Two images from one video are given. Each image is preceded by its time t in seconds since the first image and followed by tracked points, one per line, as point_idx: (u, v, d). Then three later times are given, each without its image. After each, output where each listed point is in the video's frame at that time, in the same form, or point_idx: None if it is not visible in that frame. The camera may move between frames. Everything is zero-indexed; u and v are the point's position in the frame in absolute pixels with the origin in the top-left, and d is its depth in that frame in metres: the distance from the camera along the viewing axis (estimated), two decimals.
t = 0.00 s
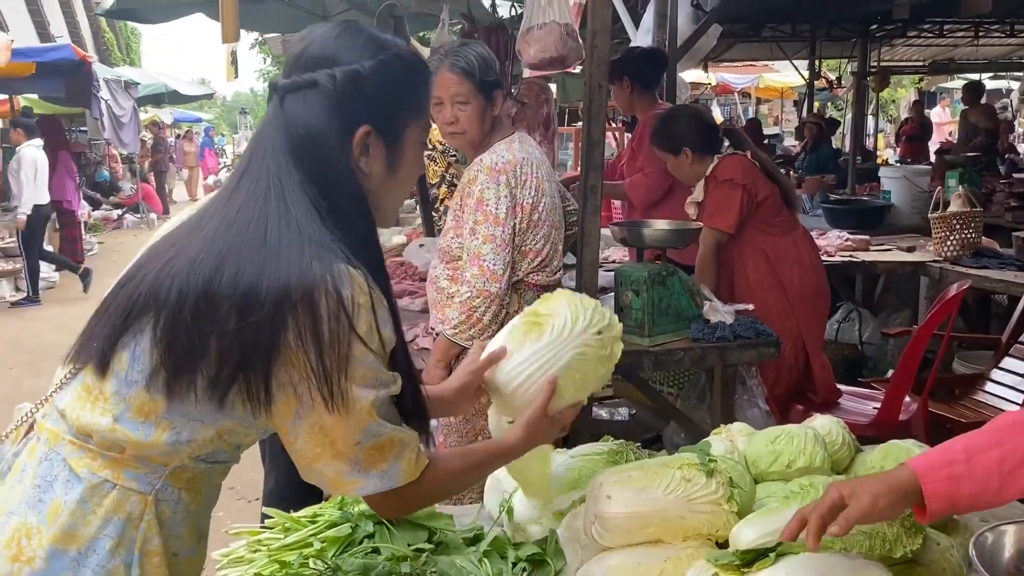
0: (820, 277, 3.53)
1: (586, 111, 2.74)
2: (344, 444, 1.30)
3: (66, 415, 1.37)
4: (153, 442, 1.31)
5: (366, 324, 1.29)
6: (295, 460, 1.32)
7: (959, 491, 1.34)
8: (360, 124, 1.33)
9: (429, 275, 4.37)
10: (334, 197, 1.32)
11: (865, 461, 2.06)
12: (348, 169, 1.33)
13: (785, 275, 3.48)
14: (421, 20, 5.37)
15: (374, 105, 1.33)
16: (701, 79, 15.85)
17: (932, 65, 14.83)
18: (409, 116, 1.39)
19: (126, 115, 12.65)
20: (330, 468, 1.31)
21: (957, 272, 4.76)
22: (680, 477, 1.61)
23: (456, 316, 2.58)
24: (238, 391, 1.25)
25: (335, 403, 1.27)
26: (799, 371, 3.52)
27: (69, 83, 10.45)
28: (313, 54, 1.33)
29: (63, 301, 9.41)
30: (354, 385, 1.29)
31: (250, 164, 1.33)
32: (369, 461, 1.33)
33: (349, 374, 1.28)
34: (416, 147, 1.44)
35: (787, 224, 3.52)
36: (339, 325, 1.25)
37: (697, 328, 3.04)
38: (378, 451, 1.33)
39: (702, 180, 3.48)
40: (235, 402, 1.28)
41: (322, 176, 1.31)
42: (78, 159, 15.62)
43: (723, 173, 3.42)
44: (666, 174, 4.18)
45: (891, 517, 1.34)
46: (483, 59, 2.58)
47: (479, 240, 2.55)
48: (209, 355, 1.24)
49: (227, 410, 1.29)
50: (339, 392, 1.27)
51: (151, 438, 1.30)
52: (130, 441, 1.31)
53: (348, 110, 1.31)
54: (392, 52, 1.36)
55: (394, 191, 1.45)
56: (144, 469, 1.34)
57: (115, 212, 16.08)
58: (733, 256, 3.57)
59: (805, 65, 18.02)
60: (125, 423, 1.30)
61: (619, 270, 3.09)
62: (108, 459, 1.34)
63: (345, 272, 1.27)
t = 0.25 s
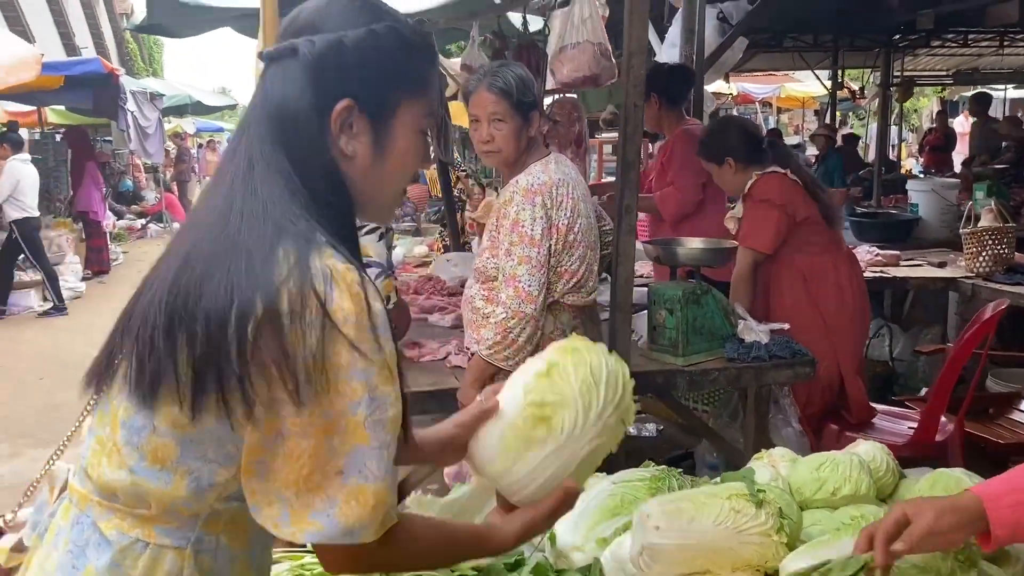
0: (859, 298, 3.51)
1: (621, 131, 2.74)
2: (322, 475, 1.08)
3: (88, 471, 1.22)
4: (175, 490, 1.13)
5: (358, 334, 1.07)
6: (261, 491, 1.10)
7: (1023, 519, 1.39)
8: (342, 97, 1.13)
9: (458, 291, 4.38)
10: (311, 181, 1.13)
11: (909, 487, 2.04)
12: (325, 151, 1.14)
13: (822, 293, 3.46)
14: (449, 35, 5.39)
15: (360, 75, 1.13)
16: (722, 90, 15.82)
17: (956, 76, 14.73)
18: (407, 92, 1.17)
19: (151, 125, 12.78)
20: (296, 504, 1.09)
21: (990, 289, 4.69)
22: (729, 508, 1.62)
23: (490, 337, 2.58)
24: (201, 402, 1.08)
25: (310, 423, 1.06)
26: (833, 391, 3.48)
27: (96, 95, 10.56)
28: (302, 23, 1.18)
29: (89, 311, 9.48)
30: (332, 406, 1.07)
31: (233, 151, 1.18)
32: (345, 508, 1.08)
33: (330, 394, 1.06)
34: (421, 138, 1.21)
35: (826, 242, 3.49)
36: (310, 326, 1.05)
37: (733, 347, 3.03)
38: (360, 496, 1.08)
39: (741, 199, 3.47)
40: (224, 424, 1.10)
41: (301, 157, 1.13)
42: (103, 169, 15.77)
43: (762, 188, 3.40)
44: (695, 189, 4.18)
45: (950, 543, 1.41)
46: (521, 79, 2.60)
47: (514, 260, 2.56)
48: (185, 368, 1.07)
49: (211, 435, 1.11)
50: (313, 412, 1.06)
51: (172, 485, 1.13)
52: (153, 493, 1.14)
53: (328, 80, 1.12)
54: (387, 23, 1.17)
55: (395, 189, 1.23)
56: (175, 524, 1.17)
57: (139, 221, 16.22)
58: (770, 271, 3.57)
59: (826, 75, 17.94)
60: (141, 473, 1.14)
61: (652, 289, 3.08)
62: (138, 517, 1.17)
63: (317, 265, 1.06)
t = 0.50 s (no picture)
0: (895, 318, 3.54)
1: (655, 149, 2.76)
2: (341, 538, 1.07)
3: (111, 535, 1.19)
4: (201, 553, 1.11)
5: (383, 384, 1.04)
6: (275, 554, 1.09)
7: None
8: (369, 121, 1.13)
9: (488, 303, 4.40)
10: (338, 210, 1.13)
11: (949, 510, 2.03)
12: (355, 179, 1.14)
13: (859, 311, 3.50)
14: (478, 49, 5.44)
15: (396, 99, 1.12)
16: (745, 99, 15.79)
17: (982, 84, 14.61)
18: (441, 119, 1.16)
19: (177, 135, 12.91)
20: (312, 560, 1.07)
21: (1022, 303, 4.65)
22: (773, 531, 1.62)
23: (523, 353, 2.60)
24: (220, 450, 1.07)
25: (330, 478, 1.05)
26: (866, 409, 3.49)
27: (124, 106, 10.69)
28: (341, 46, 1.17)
29: (117, 320, 9.57)
30: (355, 459, 1.05)
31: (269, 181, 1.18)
32: None
33: (354, 445, 1.05)
34: (459, 162, 1.19)
35: (867, 262, 3.52)
36: (330, 376, 1.03)
37: (766, 364, 3.03)
38: (380, 565, 1.06)
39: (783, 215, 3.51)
40: (247, 479, 1.08)
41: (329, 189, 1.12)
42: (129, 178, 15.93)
43: (804, 204, 3.44)
44: (724, 204, 4.20)
45: None
46: (558, 98, 2.64)
47: (548, 278, 2.57)
48: (209, 419, 1.06)
49: (232, 489, 1.09)
50: (333, 465, 1.04)
51: (198, 548, 1.11)
52: (179, 556, 1.11)
53: (355, 105, 1.12)
54: (425, 45, 1.16)
55: (431, 216, 1.21)
56: None
57: (164, 230, 16.36)
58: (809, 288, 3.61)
59: (850, 84, 17.85)
60: (166, 535, 1.11)
61: (684, 305, 3.09)
62: None
63: (341, 307, 1.04)
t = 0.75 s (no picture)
0: (937, 335, 3.51)
1: (692, 162, 2.76)
2: (322, 534, 1.05)
3: (143, 551, 1.24)
4: (215, 561, 1.15)
5: (344, 361, 1.03)
6: (267, 552, 1.10)
7: None
8: (327, 91, 1.17)
9: (522, 315, 4.41)
10: (313, 194, 1.17)
11: (992, 525, 2.02)
12: (327, 157, 1.19)
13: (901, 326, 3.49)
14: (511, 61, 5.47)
15: (351, 69, 1.15)
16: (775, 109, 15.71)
17: (1016, 93, 14.42)
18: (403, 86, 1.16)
19: (208, 147, 13.07)
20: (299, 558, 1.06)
21: None
22: (815, 545, 1.62)
23: (557, 365, 2.59)
24: (211, 447, 1.11)
25: (302, 467, 1.04)
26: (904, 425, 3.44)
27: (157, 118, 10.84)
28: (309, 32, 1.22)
29: (150, 329, 9.69)
30: (324, 442, 1.04)
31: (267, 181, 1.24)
32: None
33: (322, 434, 1.04)
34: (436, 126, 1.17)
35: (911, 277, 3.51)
36: (288, 352, 1.03)
37: (802, 378, 3.02)
38: (358, 564, 1.03)
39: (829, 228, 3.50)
40: (244, 480, 1.12)
41: (309, 176, 1.19)
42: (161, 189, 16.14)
43: (850, 216, 3.44)
44: (758, 216, 4.19)
45: None
46: (593, 112, 2.67)
47: (583, 291, 2.58)
48: (200, 417, 1.10)
49: (237, 491, 1.13)
50: (302, 451, 1.04)
51: (211, 556, 1.14)
52: (196, 565, 1.16)
53: (313, 79, 1.18)
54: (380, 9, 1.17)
55: (415, 190, 1.20)
56: None
57: (195, 239, 16.55)
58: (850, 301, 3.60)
59: (881, 94, 17.69)
60: (180, 546, 1.15)
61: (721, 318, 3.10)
62: None
63: (303, 284, 1.05)
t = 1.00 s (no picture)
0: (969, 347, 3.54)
1: (716, 171, 2.76)
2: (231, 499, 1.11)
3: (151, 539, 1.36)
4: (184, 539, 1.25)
5: (220, 330, 1.11)
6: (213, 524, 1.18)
7: None
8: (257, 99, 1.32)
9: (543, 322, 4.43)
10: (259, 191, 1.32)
11: (1018, 537, 2.01)
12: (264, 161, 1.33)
13: (941, 338, 3.48)
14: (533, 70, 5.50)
15: (273, 68, 1.28)
16: (800, 116, 15.61)
17: None
18: (312, 75, 1.25)
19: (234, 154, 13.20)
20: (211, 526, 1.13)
21: None
22: (838, 554, 1.62)
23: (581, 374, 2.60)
24: (160, 432, 1.23)
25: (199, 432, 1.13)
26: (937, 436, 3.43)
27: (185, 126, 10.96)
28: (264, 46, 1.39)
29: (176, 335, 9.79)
30: (211, 411, 1.11)
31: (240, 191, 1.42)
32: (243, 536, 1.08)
33: (213, 402, 1.11)
34: (343, 105, 1.24)
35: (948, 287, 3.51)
36: (179, 326, 1.13)
37: (826, 388, 3.01)
38: (253, 523, 1.07)
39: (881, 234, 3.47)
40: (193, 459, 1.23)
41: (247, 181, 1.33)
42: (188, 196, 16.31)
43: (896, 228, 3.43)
44: (785, 223, 4.19)
45: None
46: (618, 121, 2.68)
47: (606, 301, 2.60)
48: (147, 399, 1.24)
49: (187, 472, 1.23)
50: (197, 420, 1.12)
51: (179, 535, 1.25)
52: (172, 545, 1.27)
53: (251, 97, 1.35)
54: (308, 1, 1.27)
55: (333, 174, 1.28)
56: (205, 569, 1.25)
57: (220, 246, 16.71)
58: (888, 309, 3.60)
59: (908, 101, 17.53)
60: (158, 527, 1.27)
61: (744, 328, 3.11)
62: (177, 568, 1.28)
63: (197, 271, 1.16)
